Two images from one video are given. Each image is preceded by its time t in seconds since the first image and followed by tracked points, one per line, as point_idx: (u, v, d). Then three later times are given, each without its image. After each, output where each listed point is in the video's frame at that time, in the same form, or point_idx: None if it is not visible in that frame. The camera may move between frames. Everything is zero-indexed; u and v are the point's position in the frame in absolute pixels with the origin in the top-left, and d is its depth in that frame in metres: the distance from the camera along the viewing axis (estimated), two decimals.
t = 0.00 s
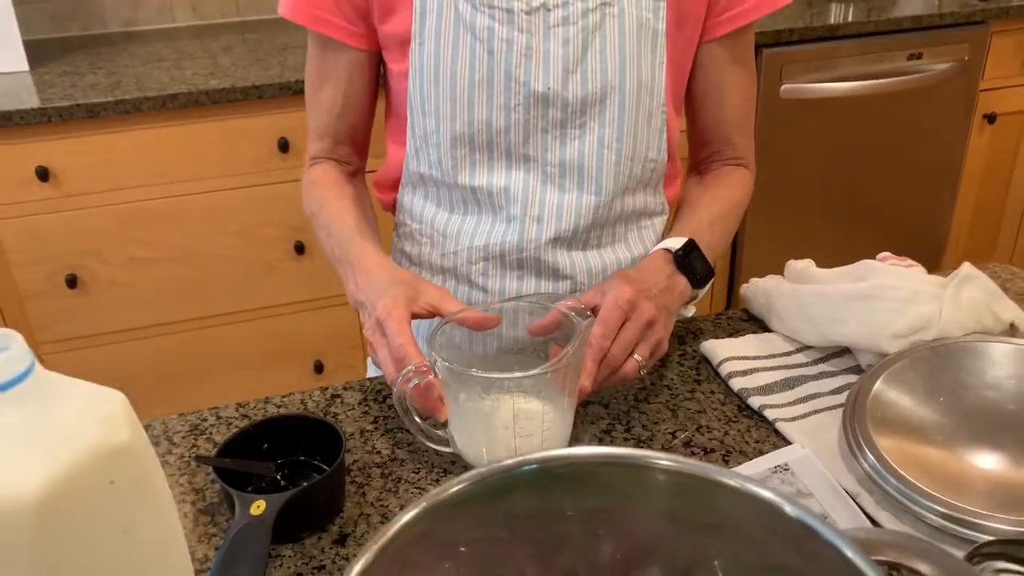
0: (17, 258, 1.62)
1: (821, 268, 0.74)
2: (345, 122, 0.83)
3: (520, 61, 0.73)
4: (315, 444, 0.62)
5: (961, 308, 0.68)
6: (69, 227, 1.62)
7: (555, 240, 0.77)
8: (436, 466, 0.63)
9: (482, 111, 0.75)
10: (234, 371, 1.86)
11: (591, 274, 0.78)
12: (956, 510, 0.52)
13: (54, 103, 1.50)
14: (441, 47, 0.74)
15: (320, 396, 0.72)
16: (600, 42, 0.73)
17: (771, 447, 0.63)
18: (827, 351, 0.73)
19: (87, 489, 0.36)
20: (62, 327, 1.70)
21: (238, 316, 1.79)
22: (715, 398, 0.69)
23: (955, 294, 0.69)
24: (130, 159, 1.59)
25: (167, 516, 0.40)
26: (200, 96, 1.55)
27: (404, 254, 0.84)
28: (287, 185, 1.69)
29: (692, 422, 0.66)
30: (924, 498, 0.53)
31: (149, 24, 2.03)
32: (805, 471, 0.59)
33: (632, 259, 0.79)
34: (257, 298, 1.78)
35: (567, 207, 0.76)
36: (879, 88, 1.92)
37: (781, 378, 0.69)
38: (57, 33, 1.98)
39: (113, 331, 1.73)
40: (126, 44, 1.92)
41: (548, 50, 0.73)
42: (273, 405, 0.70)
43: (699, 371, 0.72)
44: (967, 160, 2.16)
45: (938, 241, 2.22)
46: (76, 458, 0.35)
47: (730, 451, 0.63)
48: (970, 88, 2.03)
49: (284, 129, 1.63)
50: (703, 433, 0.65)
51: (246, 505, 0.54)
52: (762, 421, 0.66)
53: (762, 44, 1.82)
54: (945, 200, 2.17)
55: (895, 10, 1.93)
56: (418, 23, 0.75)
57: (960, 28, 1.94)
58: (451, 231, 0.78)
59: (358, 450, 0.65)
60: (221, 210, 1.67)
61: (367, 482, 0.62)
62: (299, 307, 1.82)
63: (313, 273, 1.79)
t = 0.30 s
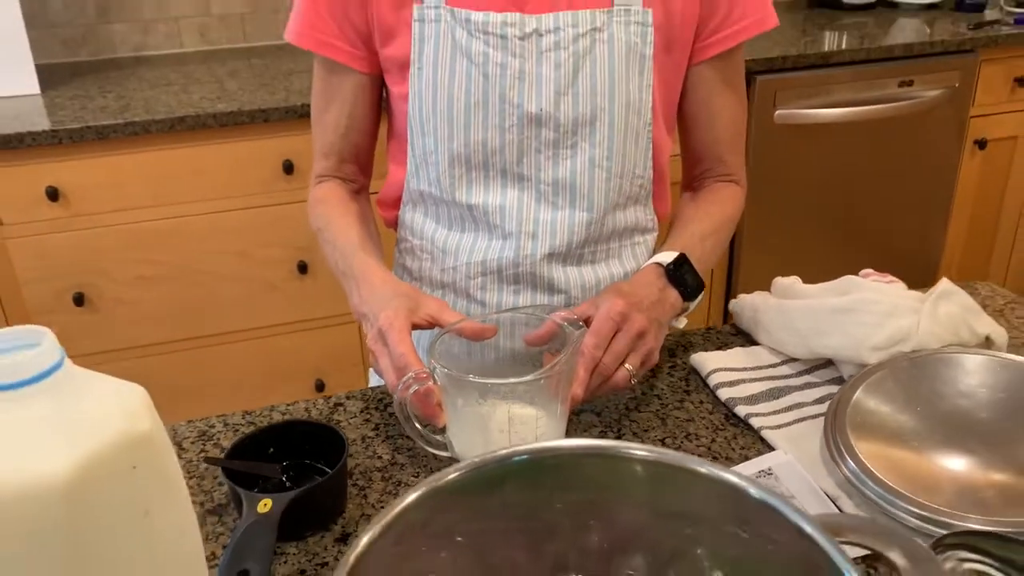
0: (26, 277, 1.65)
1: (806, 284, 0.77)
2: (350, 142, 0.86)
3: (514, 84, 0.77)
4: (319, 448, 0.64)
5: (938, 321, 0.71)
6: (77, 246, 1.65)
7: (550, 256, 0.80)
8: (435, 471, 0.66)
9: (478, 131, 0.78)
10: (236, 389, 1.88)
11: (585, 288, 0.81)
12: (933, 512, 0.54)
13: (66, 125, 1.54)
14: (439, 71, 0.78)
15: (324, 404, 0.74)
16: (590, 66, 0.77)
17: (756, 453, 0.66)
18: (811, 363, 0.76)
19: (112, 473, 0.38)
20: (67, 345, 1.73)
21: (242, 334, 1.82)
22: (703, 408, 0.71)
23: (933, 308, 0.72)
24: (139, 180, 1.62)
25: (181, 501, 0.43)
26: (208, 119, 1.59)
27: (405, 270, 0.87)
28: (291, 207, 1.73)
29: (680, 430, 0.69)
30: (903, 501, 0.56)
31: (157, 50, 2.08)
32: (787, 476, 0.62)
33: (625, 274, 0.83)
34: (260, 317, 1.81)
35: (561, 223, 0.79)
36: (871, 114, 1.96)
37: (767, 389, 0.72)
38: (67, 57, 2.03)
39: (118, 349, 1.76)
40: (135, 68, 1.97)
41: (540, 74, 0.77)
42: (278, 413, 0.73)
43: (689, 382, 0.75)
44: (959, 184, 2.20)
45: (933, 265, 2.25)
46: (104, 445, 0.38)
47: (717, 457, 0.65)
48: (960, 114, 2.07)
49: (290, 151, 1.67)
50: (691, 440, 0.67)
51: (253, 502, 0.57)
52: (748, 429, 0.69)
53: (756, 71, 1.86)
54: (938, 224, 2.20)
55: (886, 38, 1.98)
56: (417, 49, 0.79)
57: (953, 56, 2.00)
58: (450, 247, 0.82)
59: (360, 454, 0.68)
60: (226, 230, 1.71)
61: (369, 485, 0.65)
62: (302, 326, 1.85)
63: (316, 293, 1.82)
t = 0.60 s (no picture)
0: (32, 301, 1.69)
1: (784, 302, 0.82)
2: (351, 171, 0.90)
3: (504, 116, 0.82)
4: (322, 456, 0.68)
5: (908, 336, 0.75)
6: (82, 271, 1.69)
7: (541, 276, 0.84)
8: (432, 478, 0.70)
9: (471, 160, 0.83)
10: (236, 412, 1.91)
11: (574, 307, 0.85)
12: (902, 513, 0.58)
13: (74, 153, 1.59)
14: (434, 104, 0.83)
15: (326, 417, 0.78)
16: (576, 98, 0.82)
17: (735, 460, 0.69)
18: (790, 377, 0.80)
19: (136, 466, 0.42)
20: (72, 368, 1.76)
21: (243, 357, 1.86)
22: (686, 419, 0.75)
23: (903, 324, 0.76)
24: (144, 206, 1.67)
25: (198, 497, 0.47)
26: (211, 147, 1.64)
27: (403, 290, 0.91)
28: (292, 232, 1.77)
29: (664, 439, 0.72)
30: (874, 504, 0.59)
31: (162, 80, 2.14)
32: (765, 481, 0.65)
33: (613, 293, 0.86)
34: (261, 340, 1.85)
35: (550, 245, 0.84)
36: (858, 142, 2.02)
37: (747, 401, 0.76)
38: (74, 88, 2.08)
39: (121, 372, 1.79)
40: (140, 98, 2.02)
41: (529, 106, 0.82)
42: (282, 425, 0.77)
43: (673, 395, 0.79)
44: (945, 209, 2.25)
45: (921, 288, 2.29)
46: (130, 440, 0.42)
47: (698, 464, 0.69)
48: (945, 141, 2.13)
49: (291, 178, 1.72)
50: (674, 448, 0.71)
51: (260, 505, 0.60)
52: (729, 439, 0.72)
53: (745, 100, 1.91)
54: (926, 248, 2.25)
55: (871, 68, 2.04)
56: (413, 84, 0.83)
57: (936, 85, 2.06)
58: (446, 268, 0.86)
59: (360, 463, 0.71)
60: (229, 254, 1.75)
61: (368, 492, 0.68)
62: (302, 349, 1.89)
63: (316, 317, 1.87)
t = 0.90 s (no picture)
0: (45, 326, 1.73)
1: (777, 313, 0.87)
2: (371, 198, 0.96)
3: (515, 142, 0.88)
4: (350, 458, 0.73)
5: (891, 343, 0.81)
6: (95, 295, 1.73)
7: (550, 291, 0.89)
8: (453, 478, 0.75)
9: (484, 184, 0.88)
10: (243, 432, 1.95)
11: (581, 319, 0.90)
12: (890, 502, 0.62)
13: (88, 181, 1.65)
14: (449, 132, 0.89)
15: (349, 424, 0.83)
16: (581, 126, 0.88)
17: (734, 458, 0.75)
18: (783, 383, 0.85)
19: (204, 452, 0.47)
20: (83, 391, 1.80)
21: (250, 378, 1.90)
22: (688, 422, 0.80)
23: (887, 332, 0.82)
24: (156, 231, 1.72)
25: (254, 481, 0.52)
26: (221, 174, 1.70)
27: (419, 306, 0.97)
28: (298, 256, 1.83)
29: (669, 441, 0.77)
30: (866, 494, 0.63)
31: (170, 111, 2.20)
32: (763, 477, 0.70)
33: (616, 306, 0.92)
34: (268, 361, 1.89)
35: (558, 262, 0.89)
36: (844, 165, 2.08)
37: (745, 405, 0.81)
38: (84, 119, 2.14)
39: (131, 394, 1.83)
40: (149, 128, 2.08)
41: (538, 133, 0.88)
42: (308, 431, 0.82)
43: (675, 401, 0.84)
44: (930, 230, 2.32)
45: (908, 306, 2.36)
46: (200, 429, 0.47)
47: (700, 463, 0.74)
48: (928, 163, 2.20)
49: (297, 204, 1.78)
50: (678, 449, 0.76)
51: (297, 502, 0.65)
52: (728, 440, 0.78)
53: (735, 126, 1.99)
54: (912, 267, 2.32)
55: (855, 95, 2.12)
56: (430, 114, 0.89)
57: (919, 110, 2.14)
58: (460, 284, 0.91)
59: (384, 466, 0.76)
60: (237, 278, 1.80)
61: (393, 491, 0.73)
62: (308, 370, 1.94)
63: (322, 338, 1.92)
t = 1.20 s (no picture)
0: (51, 345, 1.78)
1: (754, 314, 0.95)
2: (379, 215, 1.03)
3: (514, 162, 0.96)
4: (367, 449, 0.79)
5: (859, 338, 0.88)
6: (100, 315, 1.79)
7: (545, 297, 0.97)
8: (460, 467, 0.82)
9: (485, 200, 0.96)
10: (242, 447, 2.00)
11: (574, 323, 0.98)
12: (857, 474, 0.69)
13: (95, 205, 1.71)
14: (453, 153, 0.96)
15: (362, 421, 0.89)
16: (574, 147, 0.96)
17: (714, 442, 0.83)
18: (762, 378, 0.92)
19: (253, 428, 0.54)
20: (87, 409, 1.85)
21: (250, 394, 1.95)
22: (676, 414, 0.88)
23: (854, 329, 0.89)
24: (160, 253, 1.79)
25: (294, 458, 0.58)
26: (223, 197, 1.78)
27: (423, 313, 1.04)
28: (297, 275, 1.89)
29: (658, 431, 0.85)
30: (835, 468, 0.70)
31: (168, 137, 2.26)
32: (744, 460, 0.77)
33: (607, 311, 1.00)
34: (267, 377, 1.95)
35: (554, 270, 0.97)
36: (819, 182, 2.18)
37: (726, 398, 0.88)
38: (85, 145, 2.20)
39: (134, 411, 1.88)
40: (149, 154, 2.14)
41: (535, 154, 0.96)
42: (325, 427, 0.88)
43: (663, 396, 0.91)
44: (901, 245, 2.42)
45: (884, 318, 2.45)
46: (249, 407, 0.53)
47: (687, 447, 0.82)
48: (899, 180, 2.30)
49: (296, 225, 1.86)
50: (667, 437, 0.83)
51: (322, 484, 0.73)
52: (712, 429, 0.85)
53: (714, 146, 2.08)
54: (886, 279, 2.41)
55: (828, 116, 2.22)
56: (435, 136, 0.97)
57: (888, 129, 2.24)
58: (463, 291, 0.98)
59: (397, 457, 0.83)
60: (238, 297, 1.87)
61: (407, 479, 0.80)
62: (305, 386, 1.99)
63: (319, 354, 1.98)
